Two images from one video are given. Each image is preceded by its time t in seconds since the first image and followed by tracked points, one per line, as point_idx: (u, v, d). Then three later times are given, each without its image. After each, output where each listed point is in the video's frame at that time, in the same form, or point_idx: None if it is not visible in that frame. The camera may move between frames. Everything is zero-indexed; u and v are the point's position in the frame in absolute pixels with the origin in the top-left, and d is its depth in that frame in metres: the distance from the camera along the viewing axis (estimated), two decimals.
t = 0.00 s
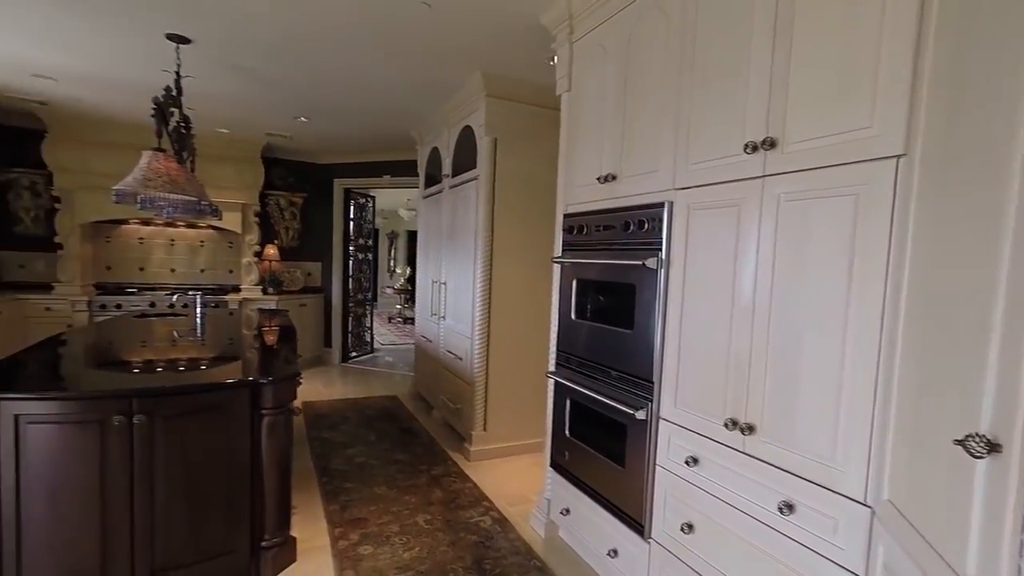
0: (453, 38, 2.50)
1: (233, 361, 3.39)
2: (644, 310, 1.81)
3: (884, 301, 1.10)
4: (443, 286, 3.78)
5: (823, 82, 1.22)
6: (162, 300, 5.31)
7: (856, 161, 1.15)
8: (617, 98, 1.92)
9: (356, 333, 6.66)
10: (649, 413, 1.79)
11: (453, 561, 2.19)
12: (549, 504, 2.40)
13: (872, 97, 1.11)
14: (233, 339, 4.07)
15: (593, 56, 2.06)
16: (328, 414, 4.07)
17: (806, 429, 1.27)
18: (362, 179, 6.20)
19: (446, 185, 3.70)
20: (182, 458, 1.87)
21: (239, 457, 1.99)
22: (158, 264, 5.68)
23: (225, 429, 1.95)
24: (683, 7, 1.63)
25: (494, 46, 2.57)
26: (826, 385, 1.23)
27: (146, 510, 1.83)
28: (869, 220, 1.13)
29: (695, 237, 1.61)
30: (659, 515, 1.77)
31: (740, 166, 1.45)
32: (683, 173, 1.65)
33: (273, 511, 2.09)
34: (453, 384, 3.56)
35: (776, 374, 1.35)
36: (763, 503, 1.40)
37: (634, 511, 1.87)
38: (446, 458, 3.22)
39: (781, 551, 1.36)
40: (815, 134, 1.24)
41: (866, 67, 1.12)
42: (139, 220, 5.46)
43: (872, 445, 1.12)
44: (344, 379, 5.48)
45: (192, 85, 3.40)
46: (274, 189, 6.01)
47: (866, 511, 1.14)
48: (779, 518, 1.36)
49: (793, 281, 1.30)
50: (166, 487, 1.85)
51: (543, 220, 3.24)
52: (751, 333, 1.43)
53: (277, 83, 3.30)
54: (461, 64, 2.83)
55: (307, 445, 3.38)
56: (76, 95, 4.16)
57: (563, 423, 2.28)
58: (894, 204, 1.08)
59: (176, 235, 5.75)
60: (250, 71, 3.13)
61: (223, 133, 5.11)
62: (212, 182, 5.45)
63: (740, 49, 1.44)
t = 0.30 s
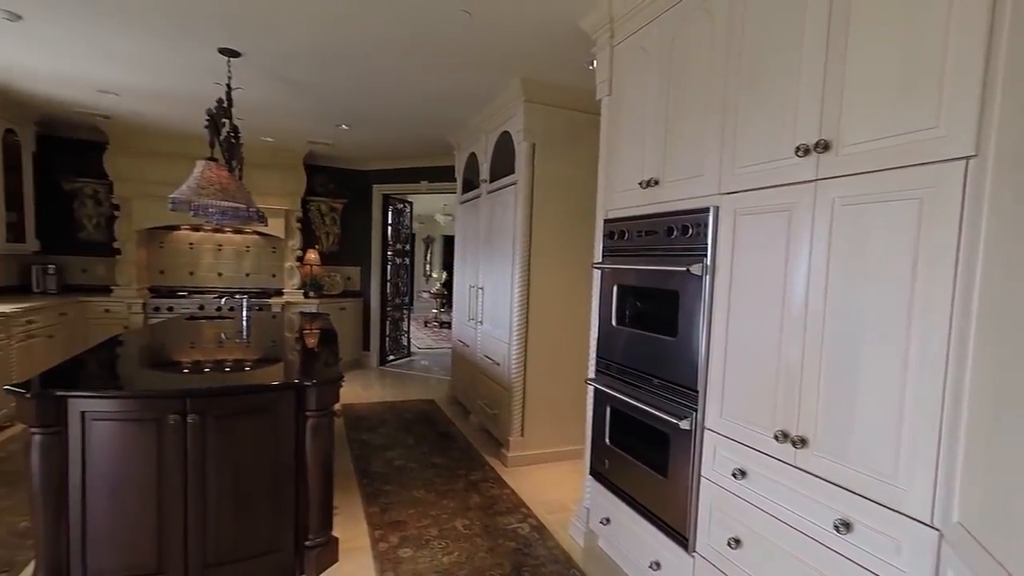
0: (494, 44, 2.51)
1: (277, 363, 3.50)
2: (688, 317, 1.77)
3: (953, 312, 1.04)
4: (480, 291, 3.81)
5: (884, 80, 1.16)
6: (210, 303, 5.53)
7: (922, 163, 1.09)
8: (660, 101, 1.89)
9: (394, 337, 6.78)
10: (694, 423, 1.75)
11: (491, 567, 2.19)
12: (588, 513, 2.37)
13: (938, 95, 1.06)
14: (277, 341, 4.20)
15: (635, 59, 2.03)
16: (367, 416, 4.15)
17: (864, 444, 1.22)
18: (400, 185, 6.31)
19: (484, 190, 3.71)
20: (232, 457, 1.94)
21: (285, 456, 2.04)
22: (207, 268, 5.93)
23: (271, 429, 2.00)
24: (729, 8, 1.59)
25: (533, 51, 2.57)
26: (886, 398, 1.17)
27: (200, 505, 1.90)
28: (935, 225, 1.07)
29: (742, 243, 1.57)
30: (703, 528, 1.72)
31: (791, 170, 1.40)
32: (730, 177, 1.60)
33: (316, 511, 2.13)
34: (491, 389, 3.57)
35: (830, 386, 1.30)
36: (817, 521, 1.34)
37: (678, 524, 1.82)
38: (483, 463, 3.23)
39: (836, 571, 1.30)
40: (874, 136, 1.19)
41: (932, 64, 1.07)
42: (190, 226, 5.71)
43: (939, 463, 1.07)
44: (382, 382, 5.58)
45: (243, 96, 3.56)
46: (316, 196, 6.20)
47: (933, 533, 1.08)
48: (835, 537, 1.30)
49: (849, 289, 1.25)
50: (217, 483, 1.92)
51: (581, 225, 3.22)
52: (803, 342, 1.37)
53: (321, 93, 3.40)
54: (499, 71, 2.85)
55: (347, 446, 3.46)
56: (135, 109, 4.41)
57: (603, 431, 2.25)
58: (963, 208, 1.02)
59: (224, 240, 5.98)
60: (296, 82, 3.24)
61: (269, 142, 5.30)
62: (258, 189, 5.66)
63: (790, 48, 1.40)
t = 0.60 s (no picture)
0: (533, 49, 2.52)
1: (315, 364, 3.57)
2: (732, 325, 1.72)
3: None
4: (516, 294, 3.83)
5: (950, 79, 1.10)
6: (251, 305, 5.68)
7: (993, 166, 1.03)
8: (703, 103, 1.85)
9: (428, 340, 6.88)
10: (739, 434, 1.70)
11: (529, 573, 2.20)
12: (628, 523, 2.37)
13: (1013, 95, 1.00)
14: (315, 342, 4.31)
15: (678, 60, 1.99)
16: (403, 418, 4.22)
17: (929, 462, 1.15)
18: (435, 188, 6.38)
19: (521, 194, 3.72)
20: (276, 457, 1.99)
21: (326, 457, 2.08)
22: (247, 272, 6.11)
23: (313, 430, 2.05)
24: (779, 6, 1.54)
25: (572, 56, 2.57)
26: (953, 414, 1.11)
27: (246, 503, 1.96)
28: (1010, 231, 1.01)
29: (791, 248, 1.51)
30: (750, 542, 1.67)
31: (846, 173, 1.34)
32: (777, 181, 1.55)
33: (356, 512, 2.16)
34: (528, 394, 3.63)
35: (890, 398, 1.23)
36: (876, 540, 1.28)
37: (720, 536, 1.79)
38: (519, 468, 3.34)
39: None
40: (939, 138, 1.13)
41: (1006, 62, 1.01)
42: (233, 229, 5.91)
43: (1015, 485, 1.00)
44: (417, 383, 5.66)
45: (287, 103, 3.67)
46: (353, 200, 6.34)
47: (1007, 559, 1.02)
48: (896, 559, 1.23)
49: (911, 297, 1.19)
50: (262, 482, 1.97)
51: (620, 232, 3.24)
52: (859, 352, 1.31)
53: (360, 100, 3.47)
54: (536, 75, 2.86)
55: (384, 447, 3.52)
56: (185, 117, 4.59)
57: (644, 439, 2.22)
58: None
59: (264, 243, 6.16)
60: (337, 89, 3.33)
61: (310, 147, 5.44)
62: (298, 194, 5.82)
63: (845, 46, 1.34)
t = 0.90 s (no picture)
0: (572, 50, 2.50)
1: (348, 364, 3.61)
2: (783, 333, 1.66)
3: None
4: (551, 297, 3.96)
5: None
6: (286, 304, 5.82)
7: None
8: (754, 103, 1.79)
9: (459, 341, 6.91)
10: (791, 446, 1.63)
11: None
12: (667, 532, 2.32)
13: None
14: (348, 342, 4.36)
15: (725, 59, 1.94)
16: (436, 420, 4.25)
17: (1010, 482, 1.07)
18: (468, 190, 6.40)
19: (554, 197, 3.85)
20: (317, 456, 2.01)
21: (365, 458, 2.09)
22: (283, 272, 6.25)
23: (353, 430, 2.06)
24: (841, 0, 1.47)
25: (612, 56, 2.53)
26: None
27: (287, 502, 1.98)
28: None
29: (852, 253, 1.44)
30: (803, 559, 1.60)
31: (915, 174, 1.26)
32: (836, 184, 1.49)
33: (393, 514, 2.16)
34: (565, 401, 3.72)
35: (965, 413, 1.16)
36: (947, 564, 1.20)
37: (768, 551, 1.72)
38: (552, 473, 3.36)
39: None
40: None
41: None
42: (270, 230, 6.05)
43: None
44: (448, 384, 5.69)
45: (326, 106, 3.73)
46: (387, 201, 6.42)
47: None
48: None
49: (990, 306, 1.11)
50: (303, 481, 2.00)
51: (657, 242, 3.33)
52: (928, 363, 1.23)
53: (397, 102, 3.50)
54: (573, 75, 2.84)
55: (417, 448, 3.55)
56: (227, 121, 4.72)
57: (686, 447, 2.17)
58: None
59: (300, 244, 6.29)
60: (375, 92, 3.38)
61: (345, 149, 5.53)
62: (333, 195, 5.92)
63: (915, 41, 1.27)
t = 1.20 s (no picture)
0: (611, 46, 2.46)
1: (378, 362, 3.63)
2: (839, 338, 1.58)
3: None
4: (583, 298, 4.04)
5: None
6: (318, 302, 5.93)
7: None
8: (810, 98, 1.72)
9: (487, 341, 6.93)
10: (847, 457, 1.55)
11: None
12: (707, 541, 2.25)
13: None
14: (378, 341, 4.40)
15: (778, 53, 1.87)
16: (466, 420, 4.26)
17: None
18: (498, 189, 6.40)
19: (589, 196, 3.96)
20: (354, 455, 2.01)
21: (402, 458, 2.08)
22: (315, 270, 6.37)
23: (391, 430, 2.06)
24: None
25: (652, 51, 2.49)
26: None
27: (325, 500, 1.99)
28: None
29: (920, 256, 1.36)
30: None
31: (997, 172, 1.18)
32: (902, 182, 1.41)
33: (429, 515, 2.15)
34: (597, 402, 3.69)
35: None
36: None
37: (820, 566, 1.64)
38: (584, 476, 3.31)
39: None
40: None
41: None
42: (303, 229, 6.17)
43: None
44: (476, 384, 5.70)
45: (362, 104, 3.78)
46: (418, 201, 6.48)
47: None
48: None
49: None
50: (340, 480, 2.00)
51: (694, 245, 3.29)
52: (1010, 375, 1.15)
53: (430, 99, 3.52)
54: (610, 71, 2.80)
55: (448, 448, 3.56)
56: (265, 122, 4.83)
57: (729, 454, 2.10)
58: None
59: (331, 243, 6.40)
60: (408, 89, 3.39)
61: (377, 149, 5.60)
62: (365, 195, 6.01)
63: (998, 29, 1.18)
